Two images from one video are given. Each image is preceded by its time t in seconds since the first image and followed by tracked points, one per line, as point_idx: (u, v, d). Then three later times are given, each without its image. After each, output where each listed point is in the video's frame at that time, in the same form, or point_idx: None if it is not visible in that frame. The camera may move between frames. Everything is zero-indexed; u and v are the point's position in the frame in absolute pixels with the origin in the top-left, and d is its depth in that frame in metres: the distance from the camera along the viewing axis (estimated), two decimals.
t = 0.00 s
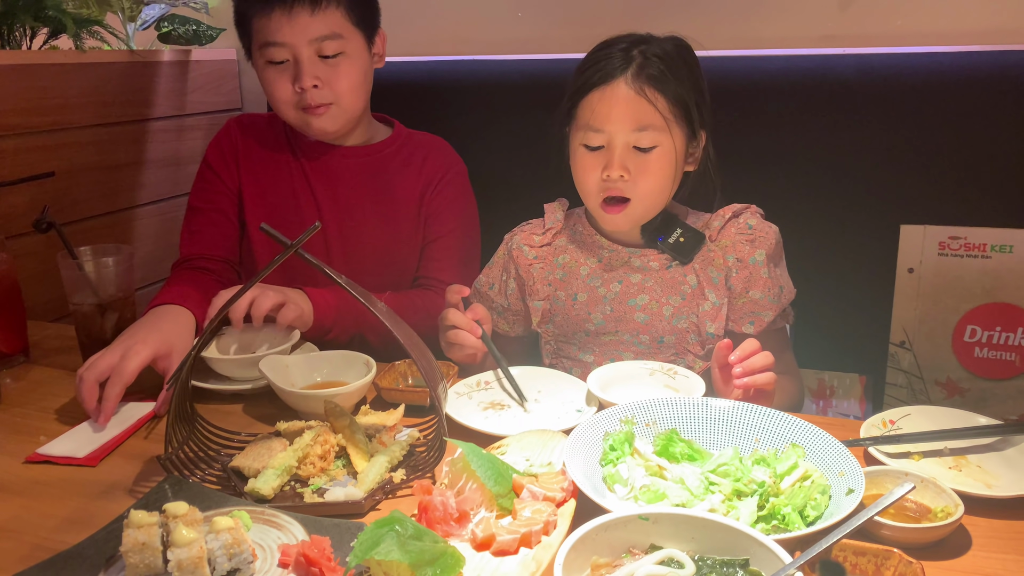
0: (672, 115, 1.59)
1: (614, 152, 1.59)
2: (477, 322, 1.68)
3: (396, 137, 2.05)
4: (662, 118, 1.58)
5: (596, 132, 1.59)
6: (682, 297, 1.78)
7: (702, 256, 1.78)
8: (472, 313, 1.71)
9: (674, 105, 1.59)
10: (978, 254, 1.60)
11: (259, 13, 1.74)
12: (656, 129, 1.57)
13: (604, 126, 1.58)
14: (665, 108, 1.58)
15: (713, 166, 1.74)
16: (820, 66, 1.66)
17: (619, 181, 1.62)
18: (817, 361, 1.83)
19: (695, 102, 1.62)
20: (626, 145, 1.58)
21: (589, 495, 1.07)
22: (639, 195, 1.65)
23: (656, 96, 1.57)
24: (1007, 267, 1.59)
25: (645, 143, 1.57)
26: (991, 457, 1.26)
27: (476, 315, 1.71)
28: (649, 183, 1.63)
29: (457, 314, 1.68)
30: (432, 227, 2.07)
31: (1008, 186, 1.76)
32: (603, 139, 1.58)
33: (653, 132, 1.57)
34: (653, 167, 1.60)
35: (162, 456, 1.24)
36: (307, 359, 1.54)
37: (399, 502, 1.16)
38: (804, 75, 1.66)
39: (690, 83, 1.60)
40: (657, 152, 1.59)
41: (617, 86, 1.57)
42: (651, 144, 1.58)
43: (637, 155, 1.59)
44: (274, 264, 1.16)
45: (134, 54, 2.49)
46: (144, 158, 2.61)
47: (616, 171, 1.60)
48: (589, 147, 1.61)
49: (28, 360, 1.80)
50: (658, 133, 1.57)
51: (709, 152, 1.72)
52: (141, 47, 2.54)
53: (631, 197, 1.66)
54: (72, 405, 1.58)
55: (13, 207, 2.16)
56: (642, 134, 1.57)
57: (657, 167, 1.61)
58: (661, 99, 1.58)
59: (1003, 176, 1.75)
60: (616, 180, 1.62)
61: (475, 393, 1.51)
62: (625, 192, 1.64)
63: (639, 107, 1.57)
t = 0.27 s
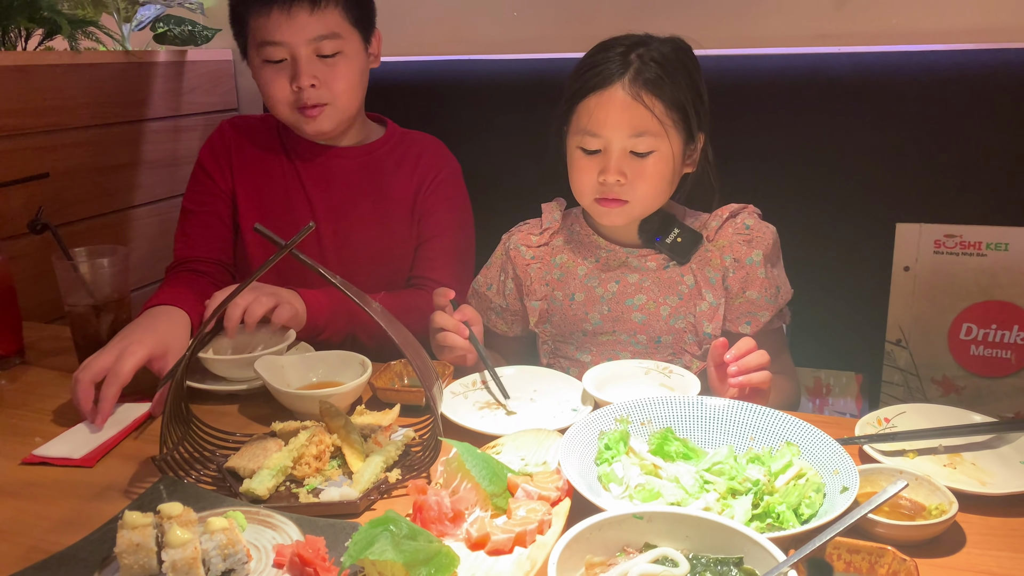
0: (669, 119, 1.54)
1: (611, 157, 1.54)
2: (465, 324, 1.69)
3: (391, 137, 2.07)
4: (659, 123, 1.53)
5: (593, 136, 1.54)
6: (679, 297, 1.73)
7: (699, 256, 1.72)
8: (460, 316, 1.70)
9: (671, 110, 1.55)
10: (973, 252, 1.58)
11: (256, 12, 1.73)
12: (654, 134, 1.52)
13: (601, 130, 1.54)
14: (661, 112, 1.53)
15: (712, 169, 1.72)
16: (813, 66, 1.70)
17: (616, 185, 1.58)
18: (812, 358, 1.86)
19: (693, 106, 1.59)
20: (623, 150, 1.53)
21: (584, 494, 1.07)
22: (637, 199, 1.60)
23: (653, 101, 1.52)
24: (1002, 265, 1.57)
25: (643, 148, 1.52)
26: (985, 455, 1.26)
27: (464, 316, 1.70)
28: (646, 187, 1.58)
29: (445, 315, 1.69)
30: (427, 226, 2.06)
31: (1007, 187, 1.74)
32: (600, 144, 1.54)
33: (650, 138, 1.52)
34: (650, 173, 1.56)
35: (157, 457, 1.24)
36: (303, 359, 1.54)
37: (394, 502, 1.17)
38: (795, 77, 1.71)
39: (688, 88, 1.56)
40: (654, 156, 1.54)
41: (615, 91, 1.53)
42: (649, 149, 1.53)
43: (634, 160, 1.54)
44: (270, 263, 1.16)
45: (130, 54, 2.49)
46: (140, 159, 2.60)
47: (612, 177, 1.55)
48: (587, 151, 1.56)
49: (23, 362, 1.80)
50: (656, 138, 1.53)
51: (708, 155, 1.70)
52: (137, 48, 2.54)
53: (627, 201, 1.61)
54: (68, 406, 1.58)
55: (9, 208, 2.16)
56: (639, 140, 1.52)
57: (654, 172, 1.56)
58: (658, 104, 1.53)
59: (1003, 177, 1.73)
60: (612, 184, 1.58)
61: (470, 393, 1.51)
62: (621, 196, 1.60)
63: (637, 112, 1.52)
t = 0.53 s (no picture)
0: (664, 118, 1.54)
1: (607, 157, 1.55)
2: (471, 326, 1.69)
3: (385, 137, 2.07)
4: (654, 122, 1.53)
5: (588, 137, 1.55)
6: (676, 297, 1.74)
7: (696, 256, 1.73)
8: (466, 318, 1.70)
9: (667, 109, 1.54)
10: (969, 250, 1.71)
11: (245, 16, 1.73)
12: (649, 134, 1.53)
13: (596, 131, 1.54)
14: (656, 112, 1.53)
15: (707, 168, 1.71)
16: (807, 65, 1.68)
17: (612, 186, 1.59)
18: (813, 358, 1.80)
19: (688, 104, 1.59)
20: (619, 150, 1.54)
21: (580, 494, 1.07)
22: (633, 199, 1.61)
23: (648, 101, 1.52)
24: (998, 264, 1.69)
25: (639, 148, 1.53)
26: (981, 452, 1.26)
27: (470, 318, 1.70)
28: (643, 187, 1.59)
29: (452, 318, 1.68)
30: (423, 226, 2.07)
31: (1001, 184, 1.74)
32: (596, 144, 1.55)
33: (646, 138, 1.53)
34: (647, 172, 1.56)
35: (153, 459, 1.24)
36: (299, 361, 1.54)
37: (391, 502, 1.17)
38: (790, 76, 1.69)
39: (683, 87, 1.56)
40: (650, 156, 1.55)
41: (610, 91, 1.53)
42: (645, 149, 1.54)
43: (631, 160, 1.55)
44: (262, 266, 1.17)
45: (125, 57, 2.49)
46: (135, 161, 2.60)
47: (609, 177, 1.57)
48: (583, 151, 1.58)
49: (19, 365, 1.80)
50: (651, 138, 1.53)
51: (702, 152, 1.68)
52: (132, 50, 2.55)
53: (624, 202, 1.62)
54: (63, 409, 1.57)
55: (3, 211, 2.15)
56: (634, 140, 1.52)
57: (650, 172, 1.57)
58: (653, 104, 1.53)
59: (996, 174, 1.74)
60: (609, 184, 1.59)
61: (467, 393, 1.51)
62: (618, 197, 1.61)
63: (633, 112, 1.52)
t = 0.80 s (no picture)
0: (659, 119, 1.55)
1: (603, 158, 1.54)
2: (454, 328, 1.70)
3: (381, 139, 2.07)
4: (650, 123, 1.53)
5: (584, 138, 1.54)
6: (673, 299, 1.73)
7: (692, 258, 1.72)
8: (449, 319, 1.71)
9: (661, 110, 1.55)
10: (965, 249, 1.64)
11: (237, 15, 1.72)
12: (646, 134, 1.52)
13: (592, 132, 1.53)
14: (653, 114, 1.54)
15: (702, 166, 1.70)
16: (800, 67, 1.71)
17: (609, 187, 1.57)
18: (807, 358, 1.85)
19: (683, 104, 1.59)
20: (615, 151, 1.53)
21: (578, 496, 1.07)
22: (630, 200, 1.60)
23: (644, 101, 1.53)
24: (995, 263, 1.61)
25: (635, 148, 1.52)
26: (978, 452, 1.27)
27: (453, 320, 1.72)
28: (640, 187, 1.58)
29: (435, 321, 1.70)
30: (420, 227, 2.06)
31: (997, 184, 1.74)
32: (592, 145, 1.53)
33: (642, 138, 1.52)
34: (643, 173, 1.56)
35: (150, 464, 1.24)
36: (295, 364, 1.54)
37: (388, 506, 1.16)
38: (784, 77, 1.72)
39: (677, 88, 1.56)
40: (646, 156, 1.54)
41: (605, 92, 1.53)
42: (641, 149, 1.53)
43: (627, 161, 1.53)
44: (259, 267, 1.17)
45: (121, 60, 2.49)
46: (131, 165, 2.60)
47: (606, 178, 1.55)
48: (578, 153, 1.56)
49: (15, 369, 1.79)
50: (648, 137, 1.53)
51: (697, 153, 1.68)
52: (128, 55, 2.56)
53: (621, 202, 1.60)
54: (60, 413, 1.57)
55: None
56: (630, 140, 1.51)
57: (647, 173, 1.56)
58: (649, 105, 1.53)
59: (993, 174, 1.74)
60: (606, 186, 1.57)
61: (464, 396, 1.50)
62: (615, 198, 1.59)
63: (628, 113, 1.52)
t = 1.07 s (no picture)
0: (648, 117, 1.59)
1: (595, 160, 1.59)
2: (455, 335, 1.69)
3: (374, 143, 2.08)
4: (640, 123, 1.59)
5: (575, 141, 1.59)
6: (670, 303, 1.77)
7: (688, 261, 1.77)
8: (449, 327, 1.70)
9: (650, 109, 1.60)
10: (962, 251, 1.71)
11: (227, 21, 1.73)
12: (635, 134, 1.58)
13: (583, 135, 1.59)
14: (641, 112, 1.58)
15: (693, 167, 1.74)
16: (799, 69, 1.66)
17: (602, 187, 1.62)
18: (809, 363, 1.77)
19: (672, 103, 1.63)
20: (606, 151, 1.58)
21: (578, 501, 1.07)
22: (626, 200, 1.65)
23: (631, 101, 1.58)
24: (992, 265, 1.69)
25: (625, 148, 1.58)
26: (977, 453, 1.27)
27: (454, 328, 1.70)
28: (633, 186, 1.63)
29: (436, 327, 1.69)
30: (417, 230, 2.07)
31: (992, 184, 1.76)
32: (583, 148, 1.59)
33: (632, 138, 1.57)
34: (635, 172, 1.61)
35: (148, 471, 1.24)
36: (293, 370, 1.53)
37: (387, 512, 1.16)
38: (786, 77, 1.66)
39: (666, 86, 1.60)
40: (638, 155, 1.60)
41: (594, 95, 1.58)
42: (631, 149, 1.58)
43: (619, 161, 1.59)
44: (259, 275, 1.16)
45: (117, 67, 2.48)
46: (129, 171, 2.59)
47: (598, 178, 1.60)
48: (570, 156, 1.61)
49: (13, 377, 1.79)
50: (637, 137, 1.58)
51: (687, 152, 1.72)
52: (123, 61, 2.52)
53: (616, 202, 1.65)
54: (58, 421, 1.57)
55: None
56: (621, 140, 1.57)
57: (639, 170, 1.61)
58: (637, 105, 1.58)
59: (988, 173, 1.76)
60: (599, 186, 1.62)
61: (463, 400, 1.50)
62: (609, 198, 1.64)
63: (616, 115, 1.58)
